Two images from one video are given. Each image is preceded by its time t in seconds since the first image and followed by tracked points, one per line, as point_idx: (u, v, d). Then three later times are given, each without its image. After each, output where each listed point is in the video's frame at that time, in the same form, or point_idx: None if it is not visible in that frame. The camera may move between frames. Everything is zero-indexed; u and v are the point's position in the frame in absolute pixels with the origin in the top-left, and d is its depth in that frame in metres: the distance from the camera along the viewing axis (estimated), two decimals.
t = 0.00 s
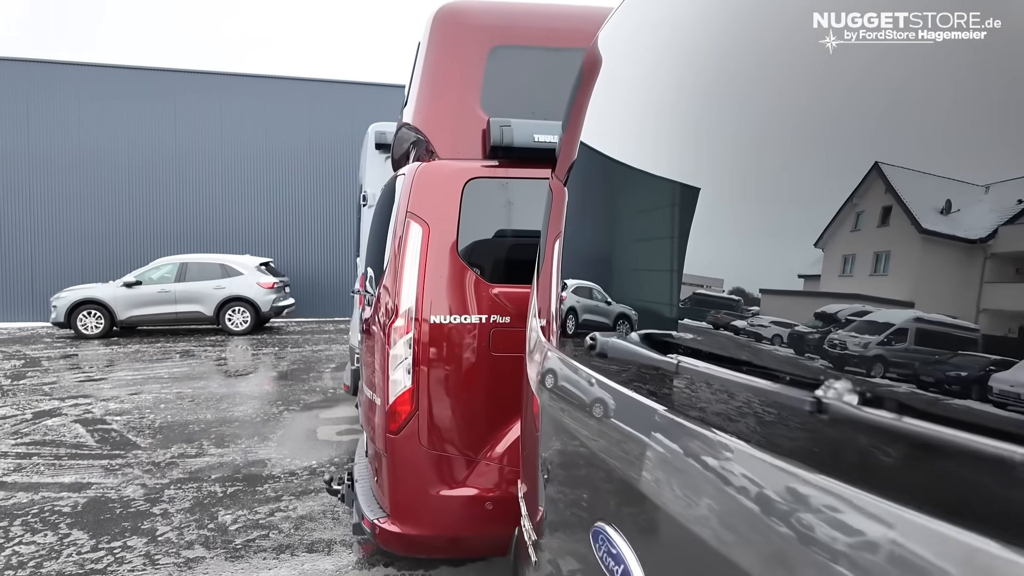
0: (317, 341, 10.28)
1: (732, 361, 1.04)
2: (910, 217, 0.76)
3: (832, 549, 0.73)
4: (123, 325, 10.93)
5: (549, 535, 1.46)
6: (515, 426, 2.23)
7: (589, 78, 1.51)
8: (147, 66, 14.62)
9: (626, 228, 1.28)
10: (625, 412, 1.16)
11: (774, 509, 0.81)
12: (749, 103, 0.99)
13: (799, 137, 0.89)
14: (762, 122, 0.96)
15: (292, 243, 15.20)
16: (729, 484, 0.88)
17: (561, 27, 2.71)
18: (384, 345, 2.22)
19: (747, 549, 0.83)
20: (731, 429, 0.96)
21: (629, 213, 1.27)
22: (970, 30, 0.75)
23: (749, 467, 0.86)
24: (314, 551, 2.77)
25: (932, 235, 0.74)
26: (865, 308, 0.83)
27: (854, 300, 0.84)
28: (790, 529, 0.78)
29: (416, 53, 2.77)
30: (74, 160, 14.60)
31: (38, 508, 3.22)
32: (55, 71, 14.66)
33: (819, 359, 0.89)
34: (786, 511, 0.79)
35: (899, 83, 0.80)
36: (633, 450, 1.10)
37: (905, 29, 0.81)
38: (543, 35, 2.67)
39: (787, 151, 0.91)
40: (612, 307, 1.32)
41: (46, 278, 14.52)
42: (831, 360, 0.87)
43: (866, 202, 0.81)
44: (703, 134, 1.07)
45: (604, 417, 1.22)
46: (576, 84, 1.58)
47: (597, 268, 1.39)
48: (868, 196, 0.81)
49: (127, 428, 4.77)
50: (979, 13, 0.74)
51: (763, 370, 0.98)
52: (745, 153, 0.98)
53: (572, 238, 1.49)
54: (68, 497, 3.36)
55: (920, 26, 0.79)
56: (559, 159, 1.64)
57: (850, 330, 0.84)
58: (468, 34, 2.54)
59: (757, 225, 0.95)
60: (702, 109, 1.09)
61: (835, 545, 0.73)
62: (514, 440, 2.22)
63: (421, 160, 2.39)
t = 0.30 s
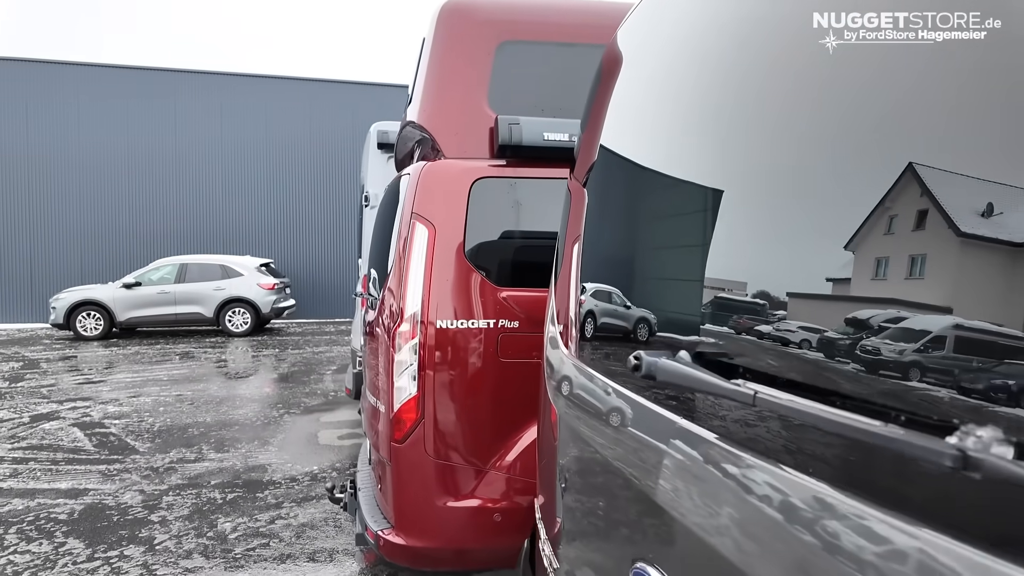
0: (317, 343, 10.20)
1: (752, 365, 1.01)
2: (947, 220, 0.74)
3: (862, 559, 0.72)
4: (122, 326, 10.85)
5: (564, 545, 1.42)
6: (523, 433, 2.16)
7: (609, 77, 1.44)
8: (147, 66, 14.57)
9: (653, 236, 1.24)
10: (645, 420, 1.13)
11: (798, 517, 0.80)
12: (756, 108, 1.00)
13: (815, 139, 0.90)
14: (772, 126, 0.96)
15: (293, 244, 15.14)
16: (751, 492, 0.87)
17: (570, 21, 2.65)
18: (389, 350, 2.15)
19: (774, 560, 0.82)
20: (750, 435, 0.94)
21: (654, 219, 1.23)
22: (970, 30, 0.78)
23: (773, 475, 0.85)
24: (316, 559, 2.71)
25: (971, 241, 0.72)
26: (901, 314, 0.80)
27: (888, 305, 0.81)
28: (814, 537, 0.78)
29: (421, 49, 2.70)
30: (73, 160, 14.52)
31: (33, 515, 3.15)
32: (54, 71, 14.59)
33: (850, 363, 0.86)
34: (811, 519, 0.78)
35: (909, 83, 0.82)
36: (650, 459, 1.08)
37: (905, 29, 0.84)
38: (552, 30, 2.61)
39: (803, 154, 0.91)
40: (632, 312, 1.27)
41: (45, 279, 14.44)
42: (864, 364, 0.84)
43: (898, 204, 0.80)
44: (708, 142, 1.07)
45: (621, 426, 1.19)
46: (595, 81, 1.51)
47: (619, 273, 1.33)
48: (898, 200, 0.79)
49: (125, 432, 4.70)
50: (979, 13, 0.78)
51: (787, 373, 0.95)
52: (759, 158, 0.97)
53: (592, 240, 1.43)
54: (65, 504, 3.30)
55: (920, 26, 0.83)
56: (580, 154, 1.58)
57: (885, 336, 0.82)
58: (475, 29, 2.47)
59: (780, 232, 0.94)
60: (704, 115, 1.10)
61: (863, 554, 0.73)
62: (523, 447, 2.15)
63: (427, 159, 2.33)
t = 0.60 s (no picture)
0: (319, 344, 10.13)
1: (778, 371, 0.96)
2: (989, 221, 0.70)
3: (895, 566, 0.66)
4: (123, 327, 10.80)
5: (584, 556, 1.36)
6: (535, 441, 2.10)
7: (636, 76, 1.37)
8: (149, 66, 14.54)
9: (684, 239, 1.18)
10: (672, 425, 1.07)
11: (828, 524, 0.74)
12: (765, 115, 0.99)
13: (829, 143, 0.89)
14: (783, 131, 0.95)
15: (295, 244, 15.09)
16: (778, 498, 0.81)
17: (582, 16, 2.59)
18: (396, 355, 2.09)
19: (805, 571, 0.75)
20: (782, 442, 0.88)
21: (684, 223, 1.18)
22: (971, 30, 0.78)
23: (803, 481, 0.80)
24: (319, 569, 2.63)
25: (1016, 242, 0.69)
26: (939, 317, 0.76)
27: (925, 308, 0.77)
28: (845, 545, 0.72)
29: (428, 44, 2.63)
30: (74, 160, 14.48)
31: (30, 522, 3.09)
32: (56, 71, 14.57)
33: (885, 366, 0.82)
34: (841, 526, 0.73)
35: (918, 84, 0.81)
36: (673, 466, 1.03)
37: (905, 29, 0.84)
38: (563, 24, 2.54)
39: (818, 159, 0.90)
40: (656, 315, 1.23)
41: (45, 279, 14.39)
42: (901, 367, 0.80)
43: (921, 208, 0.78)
44: (723, 146, 1.06)
45: (643, 435, 1.14)
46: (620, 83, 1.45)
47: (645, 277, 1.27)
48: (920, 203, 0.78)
49: (126, 435, 4.64)
50: (979, 13, 0.78)
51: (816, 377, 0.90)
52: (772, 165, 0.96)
53: (618, 244, 1.37)
54: (64, 509, 3.23)
55: (920, 26, 0.83)
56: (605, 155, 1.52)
57: (922, 340, 0.78)
58: (485, 24, 2.41)
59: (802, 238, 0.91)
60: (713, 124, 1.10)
61: (897, 562, 0.66)
62: (536, 457, 2.08)
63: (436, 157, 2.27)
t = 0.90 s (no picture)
0: (320, 344, 10.03)
1: (808, 373, 0.93)
2: None
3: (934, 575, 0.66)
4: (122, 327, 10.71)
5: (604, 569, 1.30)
6: (548, 449, 2.02)
7: (667, 65, 1.28)
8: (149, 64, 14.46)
9: (724, 241, 1.10)
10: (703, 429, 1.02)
11: (862, 531, 0.74)
12: (776, 111, 1.01)
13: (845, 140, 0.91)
14: (799, 127, 0.97)
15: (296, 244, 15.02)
16: (808, 506, 0.81)
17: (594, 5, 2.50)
18: (402, 357, 2.00)
19: None
20: (819, 449, 0.84)
21: (722, 222, 1.10)
22: (971, 30, 0.81)
23: (833, 489, 0.79)
24: None
25: None
26: (981, 317, 0.75)
27: (967, 308, 0.76)
28: (881, 553, 0.71)
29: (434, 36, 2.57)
30: (73, 159, 14.39)
31: (25, 529, 3.01)
32: (55, 68, 14.46)
33: (924, 369, 0.78)
34: (878, 534, 0.72)
35: (930, 82, 0.83)
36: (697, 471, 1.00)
37: (905, 29, 0.87)
38: (574, 15, 2.47)
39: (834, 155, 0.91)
40: (686, 317, 1.15)
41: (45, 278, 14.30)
42: (940, 370, 0.77)
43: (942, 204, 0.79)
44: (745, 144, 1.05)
45: (666, 443, 1.08)
46: (649, 75, 1.35)
47: (680, 278, 1.17)
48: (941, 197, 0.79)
49: (123, 437, 4.55)
50: (979, 13, 0.81)
51: (849, 380, 0.86)
52: (787, 162, 0.98)
53: (647, 242, 1.27)
54: (59, 515, 3.15)
55: (920, 26, 0.86)
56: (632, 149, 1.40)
57: (963, 342, 0.76)
58: (494, 14, 2.34)
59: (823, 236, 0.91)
60: (726, 119, 1.10)
61: (936, 570, 0.67)
62: (549, 465, 2.00)
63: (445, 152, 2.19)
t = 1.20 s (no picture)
0: (324, 346, 9.97)
1: (838, 382, 0.89)
2: None
3: None
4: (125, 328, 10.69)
5: None
6: (561, 459, 1.94)
7: (697, 62, 1.19)
8: (152, 64, 14.45)
9: (758, 246, 1.02)
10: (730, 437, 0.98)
11: (891, 549, 0.71)
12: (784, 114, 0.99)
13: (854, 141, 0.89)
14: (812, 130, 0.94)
15: (299, 244, 14.98)
16: (834, 523, 0.78)
17: None
18: (410, 364, 1.93)
19: None
20: (850, 459, 0.82)
21: (759, 226, 1.02)
22: (971, 31, 0.79)
23: (859, 504, 0.77)
24: None
25: None
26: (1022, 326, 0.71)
27: (1006, 316, 0.72)
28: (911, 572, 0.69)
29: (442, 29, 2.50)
30: (76, 160, 14.40)
31: (23, 537, 2.97)
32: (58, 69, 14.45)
33: (957, 381, 0.76)
34: (908, 552, 0.70)
35: (942, 82, 0.81)
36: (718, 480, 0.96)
37: (905, 29, 0.86)
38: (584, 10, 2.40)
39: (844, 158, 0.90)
40: (714, 324, 1.07)
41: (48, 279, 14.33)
42: (975, 382, 0.74)
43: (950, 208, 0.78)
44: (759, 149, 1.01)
45: (688, 455, 1.03)
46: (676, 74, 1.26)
47: (712, 282, 1.09)
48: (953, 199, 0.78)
49: (125, 441, 4.51)
50: (979, 14, 0.79)
51: (883, 388, 0.84)
52: (796, 166, 0.95)
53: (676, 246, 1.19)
54: (58, 523, 3.12)
55: (920, 27, 0.84)
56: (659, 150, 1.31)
57: (1002, 352, 0.72)
58: (503, 10, 2.28)
59: (840, 240, 0.88)
60: (748, 117, 1.04)
61: None
62: (562, 477, 1.92)
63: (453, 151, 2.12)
